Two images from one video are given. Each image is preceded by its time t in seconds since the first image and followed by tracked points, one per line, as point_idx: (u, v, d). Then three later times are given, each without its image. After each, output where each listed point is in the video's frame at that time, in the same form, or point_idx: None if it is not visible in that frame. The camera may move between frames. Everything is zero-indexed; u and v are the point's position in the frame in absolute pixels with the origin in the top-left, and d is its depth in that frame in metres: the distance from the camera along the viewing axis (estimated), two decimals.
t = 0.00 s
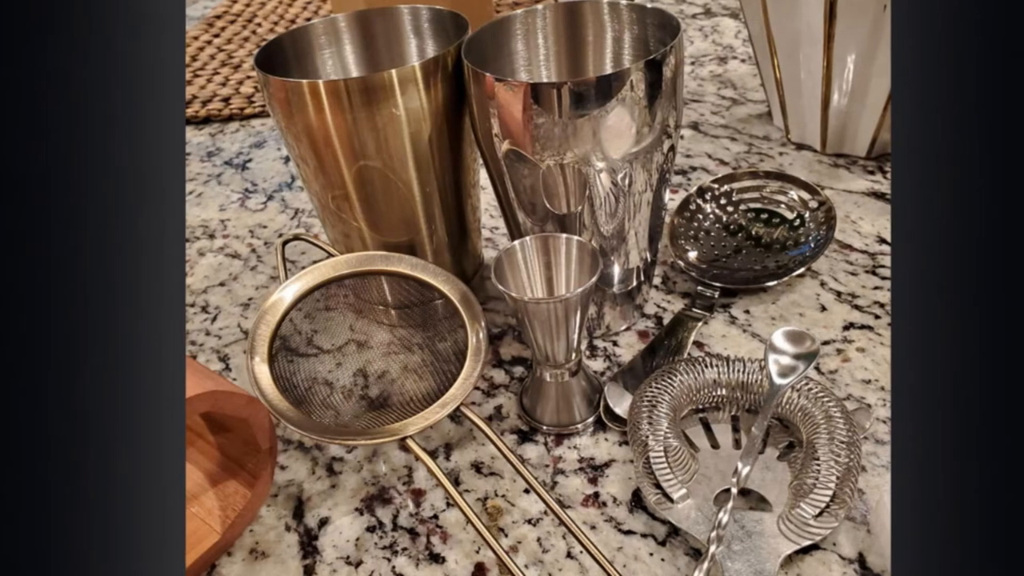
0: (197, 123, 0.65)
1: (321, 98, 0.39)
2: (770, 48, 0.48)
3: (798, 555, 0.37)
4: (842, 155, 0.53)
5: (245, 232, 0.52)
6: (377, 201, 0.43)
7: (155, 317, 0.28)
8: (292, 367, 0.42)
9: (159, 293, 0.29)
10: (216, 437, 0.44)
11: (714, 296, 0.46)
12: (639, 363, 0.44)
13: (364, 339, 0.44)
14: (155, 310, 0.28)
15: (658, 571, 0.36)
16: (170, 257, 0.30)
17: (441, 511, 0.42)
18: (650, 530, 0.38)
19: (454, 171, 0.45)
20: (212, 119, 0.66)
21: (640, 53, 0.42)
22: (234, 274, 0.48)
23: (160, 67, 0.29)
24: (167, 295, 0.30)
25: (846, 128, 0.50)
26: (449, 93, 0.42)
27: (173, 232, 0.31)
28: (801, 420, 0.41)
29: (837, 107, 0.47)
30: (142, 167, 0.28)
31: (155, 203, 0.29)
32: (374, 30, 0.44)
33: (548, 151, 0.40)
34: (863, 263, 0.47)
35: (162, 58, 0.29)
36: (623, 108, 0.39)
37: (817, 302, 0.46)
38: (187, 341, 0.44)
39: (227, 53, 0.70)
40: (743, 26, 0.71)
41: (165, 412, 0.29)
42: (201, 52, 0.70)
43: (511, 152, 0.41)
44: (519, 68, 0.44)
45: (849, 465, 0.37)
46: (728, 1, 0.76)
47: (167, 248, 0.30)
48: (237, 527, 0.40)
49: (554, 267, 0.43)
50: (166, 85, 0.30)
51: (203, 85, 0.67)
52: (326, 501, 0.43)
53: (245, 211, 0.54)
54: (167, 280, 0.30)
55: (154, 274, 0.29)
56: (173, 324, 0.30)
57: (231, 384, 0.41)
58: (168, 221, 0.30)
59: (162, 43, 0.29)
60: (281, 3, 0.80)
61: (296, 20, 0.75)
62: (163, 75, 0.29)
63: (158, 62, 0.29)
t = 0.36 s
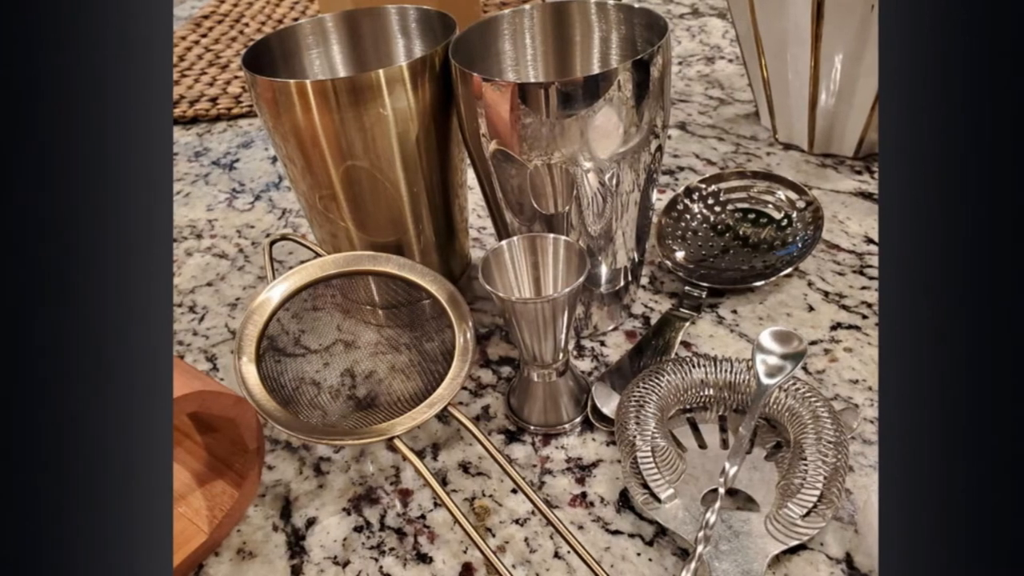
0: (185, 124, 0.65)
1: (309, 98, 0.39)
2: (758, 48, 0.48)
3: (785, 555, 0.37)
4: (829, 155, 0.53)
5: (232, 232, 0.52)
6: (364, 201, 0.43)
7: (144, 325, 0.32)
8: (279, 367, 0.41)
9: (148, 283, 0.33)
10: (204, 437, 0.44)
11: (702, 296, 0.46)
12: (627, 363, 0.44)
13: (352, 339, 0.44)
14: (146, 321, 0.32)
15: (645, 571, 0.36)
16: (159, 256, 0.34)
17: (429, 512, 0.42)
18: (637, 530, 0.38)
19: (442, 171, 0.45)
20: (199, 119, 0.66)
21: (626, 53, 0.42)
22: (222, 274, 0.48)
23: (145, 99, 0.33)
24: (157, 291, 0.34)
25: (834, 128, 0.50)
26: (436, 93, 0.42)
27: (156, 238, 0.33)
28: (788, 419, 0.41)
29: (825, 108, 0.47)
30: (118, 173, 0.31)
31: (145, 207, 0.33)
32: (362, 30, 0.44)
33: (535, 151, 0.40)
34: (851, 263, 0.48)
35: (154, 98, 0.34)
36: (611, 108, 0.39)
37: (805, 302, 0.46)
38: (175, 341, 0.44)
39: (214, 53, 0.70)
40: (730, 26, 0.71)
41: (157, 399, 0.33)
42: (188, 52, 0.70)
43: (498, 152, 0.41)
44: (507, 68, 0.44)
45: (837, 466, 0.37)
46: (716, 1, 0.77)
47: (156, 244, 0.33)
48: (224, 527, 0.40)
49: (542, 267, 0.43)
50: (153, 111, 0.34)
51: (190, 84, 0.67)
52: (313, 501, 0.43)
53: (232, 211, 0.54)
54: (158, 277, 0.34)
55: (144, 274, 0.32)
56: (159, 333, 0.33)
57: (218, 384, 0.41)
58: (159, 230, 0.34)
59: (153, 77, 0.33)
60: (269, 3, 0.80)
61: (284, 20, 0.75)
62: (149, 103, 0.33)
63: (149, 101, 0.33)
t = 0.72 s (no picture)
0: (172, 123, 0.65)
1: (296, 98, 0.39)
2: (745, 49, 0.48)
3: (772, 555, 0.37)
4: (817, 155, 0.53)
5: (220, 232, 0.52)
6: (352, 201, 0.43)
7: (129, 341, 0.32)
8: (267, 367, 0.41)
9: (135, 298, 0.33)
10: (191, 437, 0.44)
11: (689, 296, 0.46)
12: (614, 363, 0.44)
13: (339, 339, 0.44)
14: (130, 334, 0.32)
15: (633, 571, 0.36)
16: (144, 267, 0.34)
17: (416, 512, 0.42)
18: (624, 530, 0.38)
19: (429, 171, 0.45)
20: (187, 119, 0.66)
21: (614, 53, 0.42)
22: (209, 274, 0.48)
23: (132, 120, 0.34)
24: (144, 304, 0.34)
25: (821, 128, 0.50)
26: (424, 93, 0.42)
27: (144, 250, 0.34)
28: (775, 419, 0.41)
29: (812, 108, 0.47)
30: (91, 187, 0.31)
31: (129, 221, 0.33)
32: (350, 30, 0.44)
33: (522, 151, 0.40)
34: (839, 263, 0.48)
35: (141, 115, 0.35)
36: (599, 108, 0.39)
37: (792, 302, 0.46)
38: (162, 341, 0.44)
39: (202, 53, 0.70)
40: (718, 26, 0.71)
41: (142, 407, 0.33)
42: (175, 52, 0.70)
43: (486, 152, 0.41)
44: (494, 68, 0.44)
45: (824, 465, 0.37)
46: (703, 1, 0.77)
47: (143, 255, 0.34)
48: (212, 527, 0.40)
49: (529, 267, 0.43)
50: (141, 128, 0.35)
51: (178, 84, 0.67)
52: (301, 501, 0.43)
53: (220, 211, 0.54)
54: (144, 289, 0.34)
55: (131, 286, 0.33)
56: (149, 346, 0.34)
57: (205, 383, 0.41)
58: (144, 244, 0.34)
59: (139, 92, 0.34)
60: (256, 3, 0.80)
61: (272, 20, 0.75)
62: (136, 119, 0.34)
63: (136, 123, 0.34)
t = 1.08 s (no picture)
0: (161, 124, 0.65)
1: (285, 98, 0.39)
2: (734, 48, 0.48)
3: (761, 555, 0.37)
4: (805, 155, 0.53)
5: (208, 232, 0.52)
6: (340, 201, 0.43)
7: (120, 339, 0.29)
8: (255, 367, 0.41)
9: (125, 294, 0.30)
10: (180, 437, 0.44)
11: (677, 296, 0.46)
12: (603, 363, 0.44)
13: (328, 339, 0.44)
14: (122, 334, 0.29)
15: (621, 571, 0.36)
16: (135, 264, 0.31)
17: (405, 512, 0.42)
18: (613, 530, 0.38)
19: (418, 171, 0.45)
20: (176, 119, 0.66)
21: (602, 53, 0.43)
22: (198, 274, 0.48)
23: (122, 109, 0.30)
24: (136, 305, 0.31)
25: (809, 128, 0.50)
26: (412, 93, 0.42)
27: (133, 242, 0.30)
28: (763, 419, 0.41)
29: (801, 108, 0.47)
30: (132, 170, 0.31)
31: (122, 205, 0.30)
32: (339, 31, 0.44)
33: (511, 151, 0.40)
34: (827, 263, 0.48)
35: (133, 93, 0.30)
36: (588, 108, 0.39)
37: (781, 302, 0.46)
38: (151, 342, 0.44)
39: (190, 53, 0.70)
40: (706, 26, 0.72)
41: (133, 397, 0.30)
42: (164, 52, 0.70)
43: (474, 152, 0.41)
44: (483, 68, 0.44)
45: (812, 466, 0.37)
46: (692, 1, 0.77)
47: (132, 247, 0.30)
48: (200, 527, 0.40)
49: (518, 267, 0.43)
50: (136, 92, 0.31)
51: (166, 84, 0.67)
52: (289, 501, 0.43)
53: (208, 211, 0.54)
54: (134, 288, 0.31)
55: (120, 287, 0.30)
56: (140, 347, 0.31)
57: (194, 384, 0.41)
58: (136, 232, 0.31)
59: (131, 78, 0.30)
60: (245, 3, 0.80)
61: (260, 20, 0.75)
62: (125, 75, 0.30)
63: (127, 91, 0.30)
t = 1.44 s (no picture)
0: (148, 124, 0.65)
1: (272, 98, 0.39)
2: (720, 49, 0.48)
3: (748, 555, 0.37)
4: (793, 155, 0.54)
5: (196, 232, 0.52)
6: (328, 201, 0.43)
7: (108, 336, 0.27)
8: (243, 367, 0.41)
9: (110, 289, 0.27)
10: (167, 436, 0.44)
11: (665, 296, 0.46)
12: (590, 363, 0.44)
13: (315, 339, 0.44)
14: (109, 331, 0.27)
15: (609, 571, 0.36)
16: (122, 261, 0.28)
17: (393, 512, 0.42)
18: (600, 530, 0.38)
19: (405, 171, 0.45)
20: (163, 119, 0.66)
21: (590, 53, 0.43)
22: (185, 274, 0.48)
23: (112, 81, 0.28)
24: (122, 305, 0.28)
25: (797, 128, 0.51)
26: (400, 92, 0.42)
27: (122, 236, 0.28)
28: (750, 419, 0.41)
29: (788, 108, 0.48)
30: (116, 154, 0.28)
31: (108, 195, 0.27)
32: (326, 31, 0.44)
33: (499, 151, 0.40)
34: (814, 263, 0.48)
35: (121, 83, 0.28)
36: (575, 108, 0.39)
37: (768, 302, 0.46)
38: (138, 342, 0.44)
39: (178, 53, 0.70)
40: (694, 26, 0.72)
41: (119, 398, 0.28)
42: (151, 51, 0.70)
43: (462, 152, 0.41)
44: (470, 68, 0.44)
45: (800, 466, 0.37)
46: (679, 1, 0.77)
47: (121, 241, 0.28)
48: (188, 527, 0.40)
49: (505, 267, 0.43)
50: (119, 71, 0.28)
51: (153, 84, 0.67)
52: (277, 501, 0.43)
53: (195, 211, 0.55)
54: (122, 287, 0.28)
55: (110, 282, 0.27)
56: (127, 346, 0.28)
57: (182, 384, 0.41)
58: (121, 224, 0.28)
59: (118, 55, 0.28)
60: (232, 3, 0.80)
61: (247, 20, 0.75)
62: (113, 59, 0.28)
63: (115, 71, 0.28)
